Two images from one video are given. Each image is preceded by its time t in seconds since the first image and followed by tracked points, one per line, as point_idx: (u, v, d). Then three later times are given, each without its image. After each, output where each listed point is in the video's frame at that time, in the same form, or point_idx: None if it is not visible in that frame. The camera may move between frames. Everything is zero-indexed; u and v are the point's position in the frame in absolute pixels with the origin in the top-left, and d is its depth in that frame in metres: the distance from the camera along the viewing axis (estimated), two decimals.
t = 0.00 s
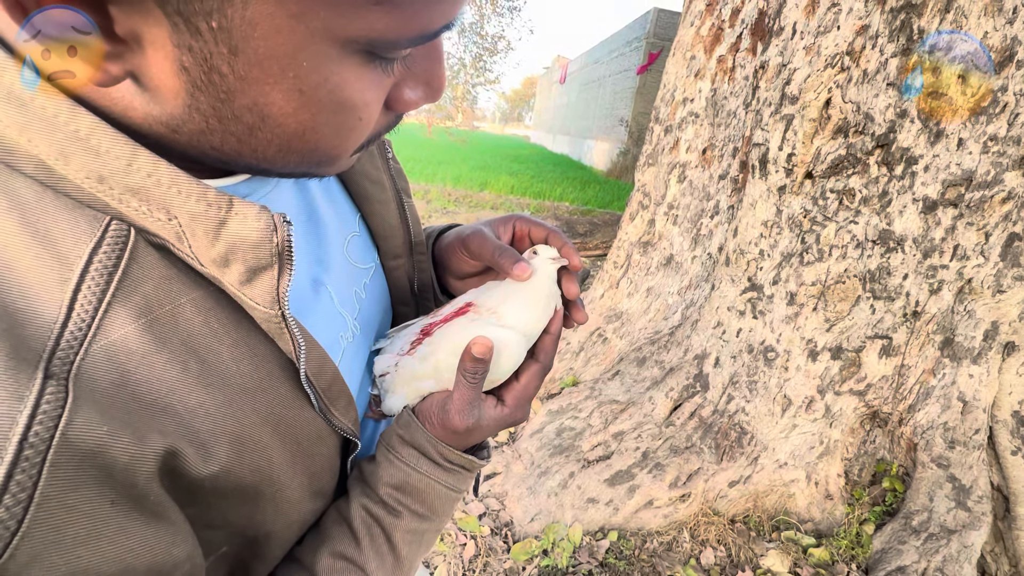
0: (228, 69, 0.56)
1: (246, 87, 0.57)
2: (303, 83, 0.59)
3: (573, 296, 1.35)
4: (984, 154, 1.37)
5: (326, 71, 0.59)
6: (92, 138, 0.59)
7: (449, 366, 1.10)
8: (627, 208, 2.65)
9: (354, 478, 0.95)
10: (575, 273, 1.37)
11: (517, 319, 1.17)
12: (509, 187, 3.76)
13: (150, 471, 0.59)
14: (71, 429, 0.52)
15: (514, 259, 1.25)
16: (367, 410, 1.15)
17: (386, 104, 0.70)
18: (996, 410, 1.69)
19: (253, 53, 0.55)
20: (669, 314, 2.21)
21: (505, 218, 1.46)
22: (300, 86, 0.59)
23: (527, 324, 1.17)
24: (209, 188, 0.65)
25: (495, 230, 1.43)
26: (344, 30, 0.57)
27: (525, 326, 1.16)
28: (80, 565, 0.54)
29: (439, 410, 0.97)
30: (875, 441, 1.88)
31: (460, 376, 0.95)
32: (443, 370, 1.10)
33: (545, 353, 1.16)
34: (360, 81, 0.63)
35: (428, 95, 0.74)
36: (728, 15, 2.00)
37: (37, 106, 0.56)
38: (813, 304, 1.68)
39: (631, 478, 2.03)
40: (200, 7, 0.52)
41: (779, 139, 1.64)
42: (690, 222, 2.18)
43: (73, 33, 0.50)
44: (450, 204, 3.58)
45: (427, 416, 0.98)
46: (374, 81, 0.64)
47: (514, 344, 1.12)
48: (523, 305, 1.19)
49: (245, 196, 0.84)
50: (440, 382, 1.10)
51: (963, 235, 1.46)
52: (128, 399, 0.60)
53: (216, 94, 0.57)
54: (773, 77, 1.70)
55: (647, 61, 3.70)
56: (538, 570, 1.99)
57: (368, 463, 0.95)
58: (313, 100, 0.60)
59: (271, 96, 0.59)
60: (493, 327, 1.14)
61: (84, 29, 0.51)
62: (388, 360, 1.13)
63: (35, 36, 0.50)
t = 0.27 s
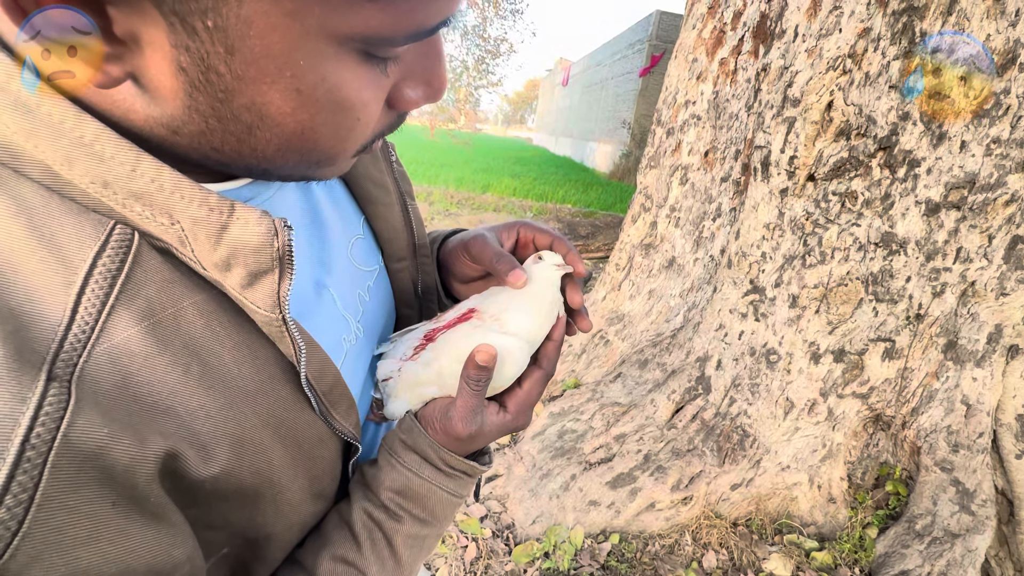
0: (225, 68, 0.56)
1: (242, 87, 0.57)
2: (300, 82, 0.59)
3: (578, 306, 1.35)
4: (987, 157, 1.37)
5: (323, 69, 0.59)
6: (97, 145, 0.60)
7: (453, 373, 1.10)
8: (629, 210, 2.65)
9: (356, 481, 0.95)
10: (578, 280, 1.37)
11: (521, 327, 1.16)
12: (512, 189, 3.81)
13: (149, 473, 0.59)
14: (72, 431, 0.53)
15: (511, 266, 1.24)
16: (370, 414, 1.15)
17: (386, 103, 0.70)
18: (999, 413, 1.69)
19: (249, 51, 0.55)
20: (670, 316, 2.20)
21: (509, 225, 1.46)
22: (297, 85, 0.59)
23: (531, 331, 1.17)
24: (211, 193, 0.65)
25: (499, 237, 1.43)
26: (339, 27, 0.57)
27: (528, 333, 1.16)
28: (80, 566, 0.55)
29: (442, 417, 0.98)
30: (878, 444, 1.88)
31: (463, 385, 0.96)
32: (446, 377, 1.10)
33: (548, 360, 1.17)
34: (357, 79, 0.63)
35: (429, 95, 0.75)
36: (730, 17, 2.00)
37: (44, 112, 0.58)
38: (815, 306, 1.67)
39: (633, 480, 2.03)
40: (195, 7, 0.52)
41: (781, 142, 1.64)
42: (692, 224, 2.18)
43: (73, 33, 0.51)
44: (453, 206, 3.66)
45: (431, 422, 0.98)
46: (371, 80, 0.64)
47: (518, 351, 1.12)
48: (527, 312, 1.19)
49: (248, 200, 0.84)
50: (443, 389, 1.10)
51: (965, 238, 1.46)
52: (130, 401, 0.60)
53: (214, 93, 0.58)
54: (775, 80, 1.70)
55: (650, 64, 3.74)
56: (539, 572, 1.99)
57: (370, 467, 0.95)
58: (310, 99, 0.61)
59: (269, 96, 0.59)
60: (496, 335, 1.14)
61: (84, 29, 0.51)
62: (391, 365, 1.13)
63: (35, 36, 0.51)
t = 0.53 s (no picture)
0: (211, 52, 0.54)
1: (230, 73, 0.56)
2: (287, 67, 0.58)
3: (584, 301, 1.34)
4: (991, 159, 1.35)
5: (312, 53, 0.58)
6: (98, 148, 0.60)
7: (458, 379, 1.09)
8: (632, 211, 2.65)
9: (361, 484, 0.96)
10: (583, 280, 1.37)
11: (525, 332, 1.16)
12: (514, 190, 3.78)
13: (152, 474, 0.59)
14: (73, 432, 0.53)
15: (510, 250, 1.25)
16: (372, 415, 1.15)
17: (381, 94, 0.71)
18: (1003, 416, 1.68)
19: (234, 33, 0.53)
20: (672, 318, 2.20)
21: (514, 222, 1.48)
22: (285, 70, 0.58)
23: (535, 334, 1.17)
24: (211, 195, 0.65)
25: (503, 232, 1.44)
26: (325, 8, 0.56)
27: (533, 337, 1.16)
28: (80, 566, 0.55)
29: (448, 421, 0.97)
30: (882, 447, 1.86)
31: (470, 393, 0.95)
32: (450, 382, 1.09)
33: (553, 363, 1.17)
34: (347, 66, 0.62)
35: (426, 84, 0.75)
36: (732, 19, 2.00)
37: (45, 116, 0.58)
38: (818, 308, 1.67)
39: (635, 482, 2.02)
40: None
41: (783, 143, 1.64)
42: (695, 226, 2.18)
43: (72, 33, 0.51)
44: (456, 207, 3.66)
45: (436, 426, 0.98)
46: (362, 67, 0.64)
47: (523, 354, 1.11)
48: (531, 316, 1.19)
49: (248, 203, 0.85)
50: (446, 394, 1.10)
51: (969, 240, 1.45)
52: (131, 401, 0.61)
53: (202, 81, 0.56)
54: (777, 82, 1.70)
55: (653, 65, 3.75)
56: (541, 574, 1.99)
57: (375, 470, 0.96)
58: (299, 84, 0.60)
59: (258, 82, 0.58)
60: (502, 342, 1.13)
61: (83, 29, 0.51)
62: (394, 370, 1.13)
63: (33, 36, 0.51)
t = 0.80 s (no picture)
0: (201, 45, 0.55)
1: (221, 67, 0.56)
2: (280, 61, 0.58)
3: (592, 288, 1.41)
4: (994, 158, 1.35)
5: (302, 45, 0.58)
6: (96, 151, 0.61)
7: (458, 380, 1.09)
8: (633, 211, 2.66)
9: (362, 483, 0.96)
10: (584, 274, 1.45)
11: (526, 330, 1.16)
12: (516, 190, 3.77)
13: (153, 473, 0.60)
14: (74, 432, 0.54)
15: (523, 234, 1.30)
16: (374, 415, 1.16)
17: (377, 88, 0.70)
18: (1006, 416, 1.68)
19: (222, 26, 0.53)
20: (674, 318, 2.20)
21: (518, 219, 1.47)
22: (276, 62, 0.57)
23: (536, 332, 1.17)
24: (209, 197, 0.66)
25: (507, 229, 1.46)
26: None
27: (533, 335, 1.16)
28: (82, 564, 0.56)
29: (449, 421, 0.96)
30: (884, 447, 1.86)
31: (471, 391, 0.94)
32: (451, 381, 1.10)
33: (553, 361, 1.18)
34: (340, 59, 0.62)
35: (422, 79, 0.74)
36: (734, 19, 2.00)
37: (43, 119, 0.58)
38: (820, 308, 1.67)
39: (637, 482, 2.02)
40: None
41: (785, 143, 1.64)
42: (696, 226, 2.18)
43: (73, 33, 0.52)
44: (458, 206, 3.66)
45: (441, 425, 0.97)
46: (355, 60, 0.63)
47: (524, 353, 1.11)
48: (532, 314, 1.19)
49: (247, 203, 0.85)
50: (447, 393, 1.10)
51: (971, 240, 1.45)
52: (132, 401, 0.61)
53: (193, 75, 0.56)
54: (779, 82, 1.70)
55: (655, 65, 3.75)
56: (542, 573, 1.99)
57: (376, 469, 0.96)
58: (291, 78, 0.59)
59: (250, 76, 0.57)
60: (502, 342, 1.13)
61: (84, 29, 0.52)
62: (395, 370, 1.13)
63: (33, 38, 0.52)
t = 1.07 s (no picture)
0: (174, 34, 0.52)
1: (196, 56, 0.54)
2: (255, 49, 0.55)
3: (595, 301, 1.39)
4: (996, 156, 1.35)
5: (279, 33, 0.56)
6: (84, 145, 0.60)
7: (458, 372, 1.10)
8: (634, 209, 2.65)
9: (361, 479, 0.96)
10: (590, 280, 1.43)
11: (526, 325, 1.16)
12: (518, 188, 3.77)
13: (146, 469, 0.60)
14: (65, 428, 0.53)
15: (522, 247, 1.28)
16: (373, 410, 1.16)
17: (365, 79, 0.69)
18: (1007, 414, 1.67)
19: (194, 13, 0.51)
20: (675, 315, 2.20)
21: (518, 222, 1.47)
22: (253, 52, 0.55)
23: (536, 328, 1.17)
24: (199, 192, 0.66)
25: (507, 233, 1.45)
26: None
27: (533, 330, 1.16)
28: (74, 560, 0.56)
29: (447, 413, 0.97)
30: (885, 445, 1.86)
31: (469, 385, 0.95)
32: (450, 373, 1.10)
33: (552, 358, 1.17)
34: (321, 49, 0.60)
35: (411, 72, 0.74)
36: (736, 16, 1.99)
37: (31, 113, 0.58)
38: (821, 306, 1.66)
39: (637, 479, 2.03)
40: None
41: (786, 141, 1.64)
42: (698, 224, 2.18)
43: (74, 34, 0.52)
44: (459, 204, 3.67)
45: (437, 415, 0.98)
46: (339, 50, 0.62)
47: (523, 347, 1.11)
48: (533, 309, 1.19)
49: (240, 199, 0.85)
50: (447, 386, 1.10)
51: (973, 237, 1.45)
52: (125, 398, 0.61)
53: (168, 65, 0.54)
54: (780, 79, 1.69)
55: (657, 63, 3.73)
56: (542, 570, 1.99)
57: (375, 464, 0.96)
58: (269, 68, 0.57)
59: (226, 66, 0.55)
60: (502, 335, 1.13)
61: (82, 29, 0.52)
62: (394, 363, 1.13)
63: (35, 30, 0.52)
